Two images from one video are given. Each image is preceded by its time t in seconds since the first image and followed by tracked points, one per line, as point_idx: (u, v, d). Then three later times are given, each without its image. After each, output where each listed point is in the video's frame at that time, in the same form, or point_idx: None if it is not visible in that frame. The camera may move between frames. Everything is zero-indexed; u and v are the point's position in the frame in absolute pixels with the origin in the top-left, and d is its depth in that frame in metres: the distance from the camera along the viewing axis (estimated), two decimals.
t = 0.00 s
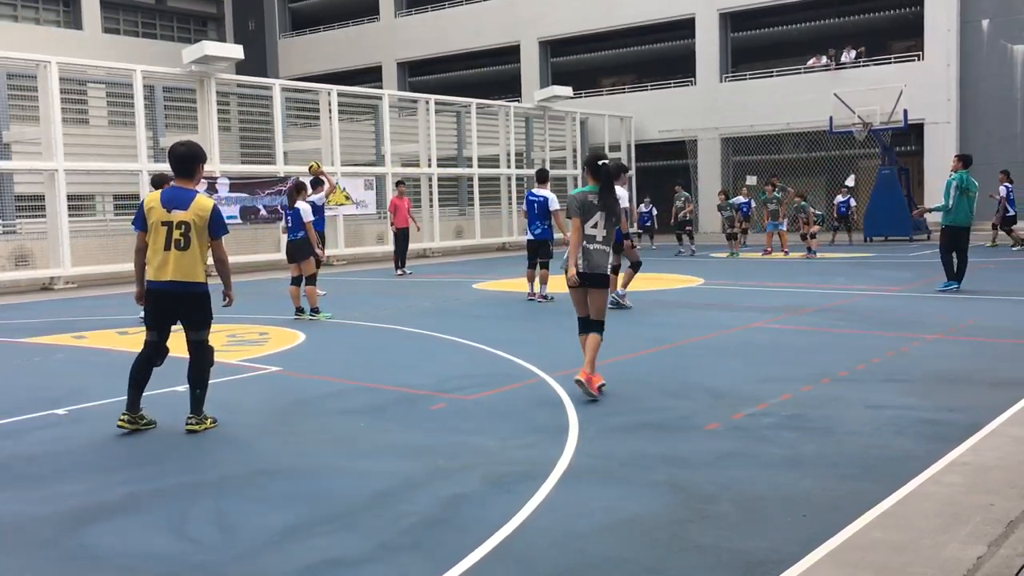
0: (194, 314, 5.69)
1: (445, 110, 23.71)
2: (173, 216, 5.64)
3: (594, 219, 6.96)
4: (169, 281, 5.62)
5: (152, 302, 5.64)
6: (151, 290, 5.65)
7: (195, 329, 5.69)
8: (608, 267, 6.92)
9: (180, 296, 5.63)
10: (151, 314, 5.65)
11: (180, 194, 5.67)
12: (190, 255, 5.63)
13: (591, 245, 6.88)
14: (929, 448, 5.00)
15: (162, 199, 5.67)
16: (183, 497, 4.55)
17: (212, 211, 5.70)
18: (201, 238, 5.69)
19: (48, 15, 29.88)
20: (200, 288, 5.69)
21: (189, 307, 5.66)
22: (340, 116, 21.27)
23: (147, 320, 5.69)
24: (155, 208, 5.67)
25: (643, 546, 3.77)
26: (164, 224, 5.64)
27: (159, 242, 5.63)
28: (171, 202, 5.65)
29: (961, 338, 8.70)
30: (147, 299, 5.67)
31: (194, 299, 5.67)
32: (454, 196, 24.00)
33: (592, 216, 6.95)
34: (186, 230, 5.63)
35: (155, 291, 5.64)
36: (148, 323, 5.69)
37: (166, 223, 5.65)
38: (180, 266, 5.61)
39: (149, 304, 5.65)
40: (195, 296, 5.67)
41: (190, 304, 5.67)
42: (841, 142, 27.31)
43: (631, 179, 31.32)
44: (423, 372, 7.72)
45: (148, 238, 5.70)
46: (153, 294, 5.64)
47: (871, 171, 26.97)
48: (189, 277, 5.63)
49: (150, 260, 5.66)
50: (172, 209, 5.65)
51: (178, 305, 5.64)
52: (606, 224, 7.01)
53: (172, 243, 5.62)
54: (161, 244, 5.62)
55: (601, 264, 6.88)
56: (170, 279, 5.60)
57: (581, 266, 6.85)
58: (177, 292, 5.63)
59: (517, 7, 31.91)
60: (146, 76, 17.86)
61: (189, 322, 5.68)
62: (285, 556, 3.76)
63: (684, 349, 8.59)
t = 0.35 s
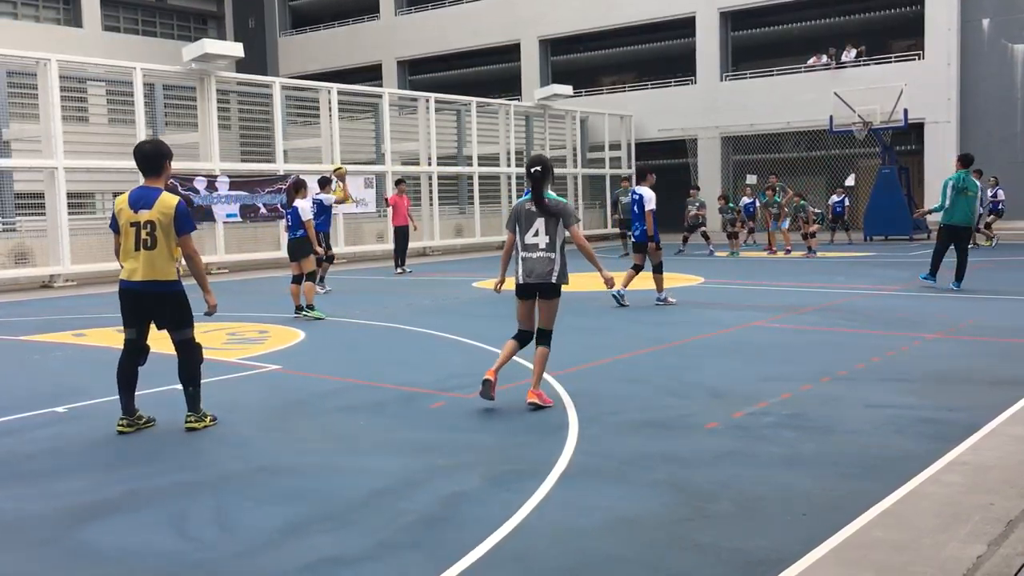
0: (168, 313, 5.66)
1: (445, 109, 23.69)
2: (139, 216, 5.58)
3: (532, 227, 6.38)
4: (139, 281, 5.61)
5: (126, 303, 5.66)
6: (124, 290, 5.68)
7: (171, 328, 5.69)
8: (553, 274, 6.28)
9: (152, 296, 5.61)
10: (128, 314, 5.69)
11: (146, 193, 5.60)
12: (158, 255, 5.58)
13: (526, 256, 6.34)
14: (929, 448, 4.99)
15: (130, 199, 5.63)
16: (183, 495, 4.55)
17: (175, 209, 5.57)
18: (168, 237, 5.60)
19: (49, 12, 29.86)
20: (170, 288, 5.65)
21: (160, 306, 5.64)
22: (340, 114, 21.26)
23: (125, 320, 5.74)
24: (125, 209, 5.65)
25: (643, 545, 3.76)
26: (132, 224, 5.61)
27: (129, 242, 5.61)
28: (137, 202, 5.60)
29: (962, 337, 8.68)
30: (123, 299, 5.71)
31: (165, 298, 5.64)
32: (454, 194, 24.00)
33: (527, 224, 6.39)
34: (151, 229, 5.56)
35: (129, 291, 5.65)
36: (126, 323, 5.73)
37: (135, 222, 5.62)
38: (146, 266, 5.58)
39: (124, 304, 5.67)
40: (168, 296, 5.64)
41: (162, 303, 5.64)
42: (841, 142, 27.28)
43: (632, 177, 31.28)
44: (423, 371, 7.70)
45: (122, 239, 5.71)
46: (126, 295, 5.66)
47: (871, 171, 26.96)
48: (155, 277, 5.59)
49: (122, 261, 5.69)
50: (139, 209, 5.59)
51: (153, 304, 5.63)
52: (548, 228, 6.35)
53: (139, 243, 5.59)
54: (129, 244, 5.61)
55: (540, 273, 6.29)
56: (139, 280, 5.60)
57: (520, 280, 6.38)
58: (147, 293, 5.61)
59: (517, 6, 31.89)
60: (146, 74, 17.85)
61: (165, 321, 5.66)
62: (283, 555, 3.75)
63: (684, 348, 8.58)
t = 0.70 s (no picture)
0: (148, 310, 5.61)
1: (445, 108, 23.68)
2: (119, 212, 5.58)
3: (474, 232, 5.98)
4: (118, 278, 5.59)
5: (111, 301, 5.67)
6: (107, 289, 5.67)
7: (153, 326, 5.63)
8: (491, 283, 5.90)
9: (134, 293, 5.59)
10: (113, 312, 5.68)
11: (126, 190, 5.59)
12: (134, 251, 5.54)
13: (466, 262, 5.95)
14: (928, 447, 5.00)
15: (111, 196, 5.63)
16: (183, 494, 4.55)
17: (150, 203, 5.52)
18: (144, 233, 5.55)
19: (48, 11, 29.85)
20: (149, 284, 5.60)
21: (140, 304, 5.59)
22: (339, 113, 21.25)
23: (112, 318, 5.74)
24: (107, 207, 5.66)
25: (643, 545, 3.76)
26: (113, 221, 5.61)
27: (111, 240, 5.61)
28: (117, 199, 5.59)
29: (961, 337, 8.69)
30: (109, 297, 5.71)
31: (145, 295, 5.60)
32: (454, 193, 24.01)
33: (469, 229, 5.98)
34: (128, 225, 5.55)
35: (113, 289, 5.64)
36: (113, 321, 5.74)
37: (116, 219, 5.61)
38: (125, 262, 5.56)
39: (109, 303, 5.68)
40: (147, 292, 5.59)
41: (141, 300, 5.59)
42: (841, 142, 27.27)
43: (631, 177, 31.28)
44: (422, 370, 7.70)
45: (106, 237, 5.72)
46: (109, 293, 5.66)
47: (871, 171, 26.97)
48: (133, 274, 5.56)
49: (106, 260, 5.69)
50: (119, 206, 5.59)
51: (134, 302, 5.60)
52: (490, 234, 5.95)
53: (118, 241, 5.58)
54: (111, 242, 5.62)
55: (477, 282, 5.90)
56: (119, 276, 5.57)
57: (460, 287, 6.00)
58: (127, 290, 5.59)
59: (517, 5, 31.89)
60: (146, 73, 17.85)
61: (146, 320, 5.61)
62: (282, 554, 3.75)
63: (683, 347, 8.59)
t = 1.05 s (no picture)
0: (149, 311, 5.59)
1: (445, 108, 23.69)
2: (124, 212, 5.58)
3: (465, 232, 5.83)
4: (121, 278, 5.58)
5: (112, 302, 5.65)
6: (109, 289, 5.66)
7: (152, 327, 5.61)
8: (478, 282, 5.68)
9: (135, 293, 5.57)
10: (114, 312, 5.66)
11: (131, 190, 5.60)
12: (138, 252, 5.55)
13: (450, 257, 5.73)
14: (928, 448, 5.00)
15: (116, 196, 5.64)
16: (183, 493, 4.55)
17: (154, 204, 5.53)
18: (148, 233, 5.56)
19: (48, 11, 29.84)
20: (152, 285, 5.59)
21: (140, 304, 5.57)
22: (339, 113, 21.24)
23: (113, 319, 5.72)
24: (110, 207, 5.67)
25: (642, 545, 3.76)
26: (117, 221, 5.61)
27: (115, 240, 5.62)
28: (122, 199, 5.60)
29: (960, 337, 8.70)
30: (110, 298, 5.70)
31: (148, 296, 5.58)
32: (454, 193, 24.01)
33: (457, 229, 5.85)
34: (133, 226, 5.55)
35: (115, 289, 5.63)
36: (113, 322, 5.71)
37: (120, 219, 5.62)
38: (128, 263, 5.56)
39: (111, 302, 5.67)
40: (149, 292, 5.57)
41: (143, 301, 5.57)
42: (841, 142, 27.27)
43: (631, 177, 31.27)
44: (422, 370, 7.69)
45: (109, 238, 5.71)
46: (111, 294, 5.64)
47: (871, 171, 26.98)
48: (136, 274, 5.55)
49: (108, 261, 5.68)
50: (123, 206, 5.60)
51: (135, 302, 5.58)
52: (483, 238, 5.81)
53: (122, 241, 5.58)
54: (115, 241, 5.62)
55: (464, 278, 5.67)
56: (121, 277, 5.56)
57: (442, 282, 5.70)
58: (129, 290, 5.57)
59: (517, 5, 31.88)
60: (146, 73, 17.85)
61: (145, 321, 5.59)
62: (282, 553, 3.75)
63: (683, 347, 8.59)
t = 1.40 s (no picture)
0: (156, 313, 5.59)
1: (445, 109, 23.70)
2: (131, 214, 5.57)
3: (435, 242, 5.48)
4: (128, 280, 5.57)
5: (118, 303, 5.65)
6: (115, 290, 5.65)
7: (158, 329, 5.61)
8: (443, 292, 5.31)
9: (142, 296, 5.57)
10: (120, 312, 5.66)
11: (138, 191, 5.58)
12: (147, 254, 5.55)
13: (422, 268, 5.39)
14: (928, 448, 5.00)
15: (122, 197, 5.62)
16: (182, 493, 4.55)
17: (164, 208, 5.51)
18: (157, 235, 5.56)
19: (48, 11, 29.83)
20: (160, 287, 5.60)
21: (147, 306, 5.58)
22: (339, 113, 21.24)
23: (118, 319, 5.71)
24: (116, 207, 5.64)
25: (642, 544, 3.76)
26: (124, 222, 5.59)
27: (121, 241, 5.60)
28: (129, 200, 5.57)
29: (959, 338, 8.71)
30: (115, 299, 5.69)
31: (155, 299, 5.58)
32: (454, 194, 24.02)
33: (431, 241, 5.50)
34: (141, 227, 5.54)
35: (121, 291, 5.62)
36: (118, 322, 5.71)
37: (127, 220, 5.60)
38: (136, 265, 5.56)
39: (116, 303, 5.66)
40: (156, 295, 5.58)
41: (150, 303, 5.58)
42: (840, 142, 27.29)
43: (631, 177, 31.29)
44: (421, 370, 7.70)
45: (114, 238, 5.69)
46: (117, 295, 5.64)
47: (870, 171, 27.00)
48: (144, 276, 5.56)
49: (114, 261, 5.66)
50: (130, 207, 5.58)
51: (142, 304, 5.58)
52: (451, 243, 5.42)
53: (130, 243, 5.57)
54: (121, 242, 5.61)
55: (431, 289, 5.31)
56: (129, 279, 5.56)
57: (414, 296, 5.36)
58: (136, 291, 5.57)
59: (517, 6, 31.89)
60: (146, 73, 17.85)
61: (151, 322, 5.59)
62: (282, 553, 3.75)
63: (684, 347, 8.60)
